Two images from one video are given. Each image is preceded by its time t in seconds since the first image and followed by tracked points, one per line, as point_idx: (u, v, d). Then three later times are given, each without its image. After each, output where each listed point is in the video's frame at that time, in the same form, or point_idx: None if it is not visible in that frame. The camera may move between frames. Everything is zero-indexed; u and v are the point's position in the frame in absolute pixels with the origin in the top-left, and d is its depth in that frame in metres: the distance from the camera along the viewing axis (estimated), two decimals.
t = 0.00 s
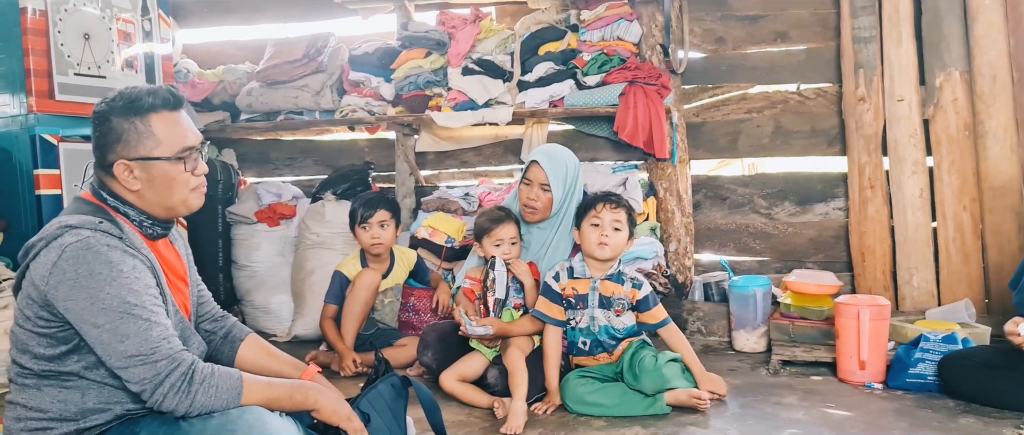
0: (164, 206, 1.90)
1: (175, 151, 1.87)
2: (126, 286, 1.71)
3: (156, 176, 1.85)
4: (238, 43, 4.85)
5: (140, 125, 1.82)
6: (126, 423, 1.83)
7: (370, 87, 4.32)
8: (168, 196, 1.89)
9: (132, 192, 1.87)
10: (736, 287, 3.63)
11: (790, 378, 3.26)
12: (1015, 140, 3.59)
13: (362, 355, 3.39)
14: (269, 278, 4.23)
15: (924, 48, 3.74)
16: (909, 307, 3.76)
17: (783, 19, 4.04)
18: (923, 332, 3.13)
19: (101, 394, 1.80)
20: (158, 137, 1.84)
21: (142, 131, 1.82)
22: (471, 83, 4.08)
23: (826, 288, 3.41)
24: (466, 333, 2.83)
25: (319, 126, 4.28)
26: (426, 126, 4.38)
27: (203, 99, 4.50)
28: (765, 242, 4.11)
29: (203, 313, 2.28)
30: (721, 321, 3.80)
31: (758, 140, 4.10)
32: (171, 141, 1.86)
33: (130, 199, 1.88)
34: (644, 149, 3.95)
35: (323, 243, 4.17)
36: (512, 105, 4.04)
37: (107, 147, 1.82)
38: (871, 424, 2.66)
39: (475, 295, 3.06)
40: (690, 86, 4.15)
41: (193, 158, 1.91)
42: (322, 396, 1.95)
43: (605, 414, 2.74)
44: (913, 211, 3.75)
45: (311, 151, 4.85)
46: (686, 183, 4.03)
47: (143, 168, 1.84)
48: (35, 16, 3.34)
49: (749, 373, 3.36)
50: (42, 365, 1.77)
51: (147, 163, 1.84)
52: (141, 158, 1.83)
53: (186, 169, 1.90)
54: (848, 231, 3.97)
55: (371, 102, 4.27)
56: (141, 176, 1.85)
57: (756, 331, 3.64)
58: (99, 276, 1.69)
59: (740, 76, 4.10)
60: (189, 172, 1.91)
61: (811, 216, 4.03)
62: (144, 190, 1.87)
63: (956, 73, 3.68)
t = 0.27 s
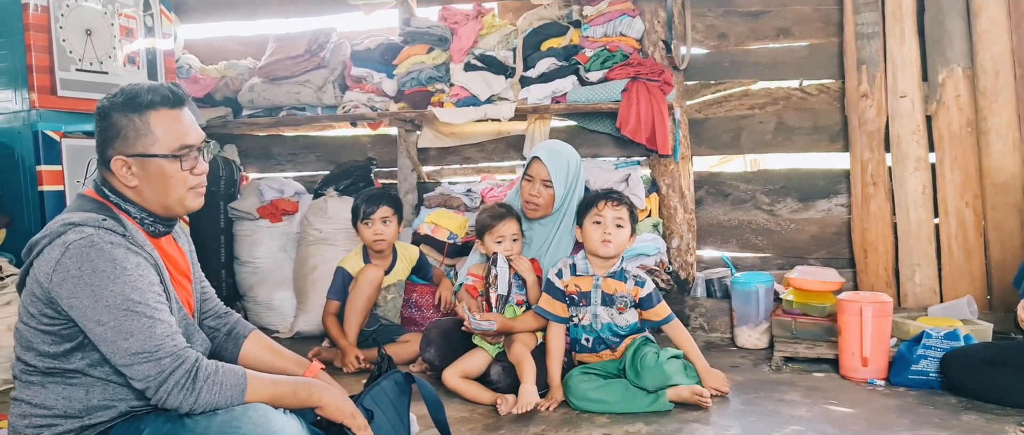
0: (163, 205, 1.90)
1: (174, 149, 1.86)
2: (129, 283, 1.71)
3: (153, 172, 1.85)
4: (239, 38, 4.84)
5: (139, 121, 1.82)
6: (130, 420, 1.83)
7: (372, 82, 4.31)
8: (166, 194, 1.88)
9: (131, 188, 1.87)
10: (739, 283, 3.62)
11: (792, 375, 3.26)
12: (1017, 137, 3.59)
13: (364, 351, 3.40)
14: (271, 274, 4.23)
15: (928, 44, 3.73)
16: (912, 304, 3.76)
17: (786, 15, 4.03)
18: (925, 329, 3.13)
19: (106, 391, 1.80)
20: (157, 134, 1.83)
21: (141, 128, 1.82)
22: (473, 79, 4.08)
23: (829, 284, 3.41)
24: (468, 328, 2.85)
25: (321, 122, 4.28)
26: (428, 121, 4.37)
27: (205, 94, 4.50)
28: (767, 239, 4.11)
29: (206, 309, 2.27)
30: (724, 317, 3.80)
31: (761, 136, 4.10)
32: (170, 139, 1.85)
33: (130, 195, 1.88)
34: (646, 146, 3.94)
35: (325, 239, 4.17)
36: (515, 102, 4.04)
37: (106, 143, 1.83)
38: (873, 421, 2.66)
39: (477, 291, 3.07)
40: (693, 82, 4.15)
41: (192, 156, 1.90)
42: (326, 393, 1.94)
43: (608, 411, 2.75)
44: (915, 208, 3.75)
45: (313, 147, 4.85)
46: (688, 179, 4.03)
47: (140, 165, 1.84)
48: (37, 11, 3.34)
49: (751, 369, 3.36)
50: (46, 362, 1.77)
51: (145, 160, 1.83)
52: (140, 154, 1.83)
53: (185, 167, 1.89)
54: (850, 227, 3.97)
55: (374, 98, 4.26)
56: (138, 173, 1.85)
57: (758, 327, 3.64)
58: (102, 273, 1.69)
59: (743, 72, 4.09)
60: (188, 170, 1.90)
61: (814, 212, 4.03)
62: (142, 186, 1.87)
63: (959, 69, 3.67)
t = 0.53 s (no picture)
0: (165, 206, 1.91)
1: (177, 150, 1.86)
2: (134, 283, 1.71)
3: (155, 173, 1.85)
4: (242, 38, 4.83)
5: (143, 122, 1.82)
6: (136, 420, 1.84)
7: (375, 82, 4.33)
8: (167, 196, 1.89)
9: (133, 189, 1.88)
10: (742, 283, 3.62)
11: (795, 375, 3.27)
12: (1020, 137, 3.59)
13: (367, 350, 3.40)
14: (274, 273, 4.24)
15: (931, 44, 3.73)
16: (914, 304, 3.77)
17: (789, 15, 4.03)
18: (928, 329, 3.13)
19: (111, 391, 1.81)
20: (160, 135, 1.84)
21: (145, 129, 1.83)
22: (476, 78, 4.08)
23: (832, 284, 3.44)
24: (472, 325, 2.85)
25: (324, 122, 4.28)
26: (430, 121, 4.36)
27: (208, 93, 4.51)
28: (770, 239, 4.11)
29: (211, 309, 2.28)
30: (726, 317, 3.80)
31: (764, 136, 4.10)
32: (174, 140, 1.85)
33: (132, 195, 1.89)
34: (649, 146, 3.95)
35: (328, 238, 4.18)
36: (518, 101, 4.05)
37: (110, 143, 1.83)
38: (876, 421, 2.66)
39: (481, 290, 3.09)
40: (696, 81, 4.16)
41: (195, 158, 1.90)
42: (331, 393, 1.94)
43: (611, 411, 2.75)
44: (918, 208, 3.75)
45: (316, 146, 4.85)
46: (691, 179, 4.03)
47: (143, 166, 1.84)
48: (41, 11, 3.34)
49: (754, 369, 3.36)
50: (52, 362, 1.78)
51: (147, 161, 1.84)
52: (143, 155, 1.84)
53: (187, 169, 1.89)
54: (852, 227, 3.97)
55: (377, 97, 4.27)
56: (141, 173, 1.85)
57: (761, 327, 3.65)
58: (108, 274, 1.70)
59: (745, 72, 4.10)
60: (191, 172, 1.90)
61: (816, 212, 4.03)
62: (143, 186, 1.87)
63: (962, 69, 3.67)
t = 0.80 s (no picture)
0: (175, 207, 1.92)
1: (191, 153, 1.89)
2: (137, 282, 1.73)
3: (169, 175, 1.87)
4: (245, 36, 4.83)
5: (157, 123, 1.84)
6: (138, 417, 1.85)
7: (376, 80, 4.32)
8: (178, 198, 1.91)
9: (144, 190, 1.89)
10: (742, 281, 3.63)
11: (794, 373, 3.28)
12: (1021, 137, 3.59)
13: (368, 348, 3.42)
14: (276, 271, 4.26)
15: (931, 44, 3.73)
16: (914, 303, 3.77)
17: (790, 15, 4.03)
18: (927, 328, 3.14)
19: (113, 388, 1.82)
20: (174, 137, 1.85)
21: (158, 130, 1.84)
22: (477, 77, 4.09)
23: (832, 283, 3.45)
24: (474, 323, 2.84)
25: (326, 120, 4.30)
26: (432, 120, 4.38)
27: (210, 92, 4.52)
28: (770, 238, 4.12)
29: (212, 307, 2.29)
30: (726, 315, 3.81)
31: (764, 135, 4.11)
32: (187, 142, 1.87)
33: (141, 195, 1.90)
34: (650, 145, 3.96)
35: (329, 236, 4.19)
36: (519, 100, 4.04)
37: (121, 144, 1.84)
38: (875, 420, 2.67)
39: (481, 288, 3.10)
40: (697, 80, 4.17)
41: (206, 160, 1.93)
42: (332, 391, 1.95)
43: (611, 409, 2.76)
44: (918, 208, 3.76)
45: (318, 144, 4.86)
46: (692, 178, 4.04)
47: (157, 167, 1.86)
48: (43, 9, 3.35)
49: (753, 368, 3.37)
50: (54, 360, 1.79)
51: (161, 163, 1.85)
52: (156, 157, 1.85)
53: (199, 171, 1.91)
54: (852, 226, 3.98)
55: (379, 96, 4.26)
56: (153, 174, 1.87)
57: (761, 326, 3.65)
58: (111, 273, 1.71)
59: (746, 71, 4.11)
60: (202, 173, 1.92)
61: (816, 211, 4.04)
62: (155, 188, 1.89)
63: (962, 69, 3.68)
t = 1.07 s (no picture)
0: (179, 203, 1.92)
1: (197, 148, 1.89)
2: (135, 281, 1.73)
3: (177, 171, 1.87)
4: (245, 33, 4.83)
5: (164, 120, 1.84)
6: (137, 414, 1.85)
7: (377, 78, 4.32)
8: (185, 192, 1.91)
9: (151, 186, 1.89)
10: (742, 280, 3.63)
11: (794, 372, 3.27)
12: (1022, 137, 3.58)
13: (367, 346, 3.42)
14: (276, 268, 4.26)
15: (933, 43, 3.73)
16: (914, 302, 3.77)
17: (791, 13, 4.03)
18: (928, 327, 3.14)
19: (113, 386, 1.82)
20: (180, 132, 1.86)
21: (165, 127, 1.84)
22: (478, 75, 4.09)
23: (832, 282, 3.45)
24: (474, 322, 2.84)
25: (327, 118, 4.30)
26: (433, 118, 4.39)
27: (211, 90, 4.53)
28: (771, 236, 4.12)
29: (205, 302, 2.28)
30: (726, 314, 3.81)
31: (765, 134, 4.10)
32: (192, 138, 1.88)
33: (147, 192, 1.90)
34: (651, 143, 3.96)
35: (329, 234, 4.19)
36: (519, 98, 4.04)
37: (128, 141, 1.83)
38: (875, 419, 2.67)
39: (482, 286, 3.09)
40: (697, 79, 4.17)
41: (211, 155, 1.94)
42: (329, 380, 1.96)
43: (611, 407, 2.76)
44: (919, 207, 3.76)
45: (318, 142, 4.86)
46: (693, 177, 4.04)
47: (164, 164, 1.86)
48: (44, 7, 3.36)
49: (753, 366, 3.37)
50: (54, 357, 1.78)
51: (169, 159, 1.85)
52: (164, 153, 1.85)
53: (205, 166, 1.92)
54: (853, 226, 3.98)
55: (379, 93, 4.28)
56: (161, 171, 1.86)
57: (761, 324, 3.65)
58: (110, 271, 1.71)
59: (747, 70, 4.10)
60: (207, 168, 1.93)
61: (817, 210, 4.04)
62: (162, 185, 1.88)
63: (963, 68, 3.67)
